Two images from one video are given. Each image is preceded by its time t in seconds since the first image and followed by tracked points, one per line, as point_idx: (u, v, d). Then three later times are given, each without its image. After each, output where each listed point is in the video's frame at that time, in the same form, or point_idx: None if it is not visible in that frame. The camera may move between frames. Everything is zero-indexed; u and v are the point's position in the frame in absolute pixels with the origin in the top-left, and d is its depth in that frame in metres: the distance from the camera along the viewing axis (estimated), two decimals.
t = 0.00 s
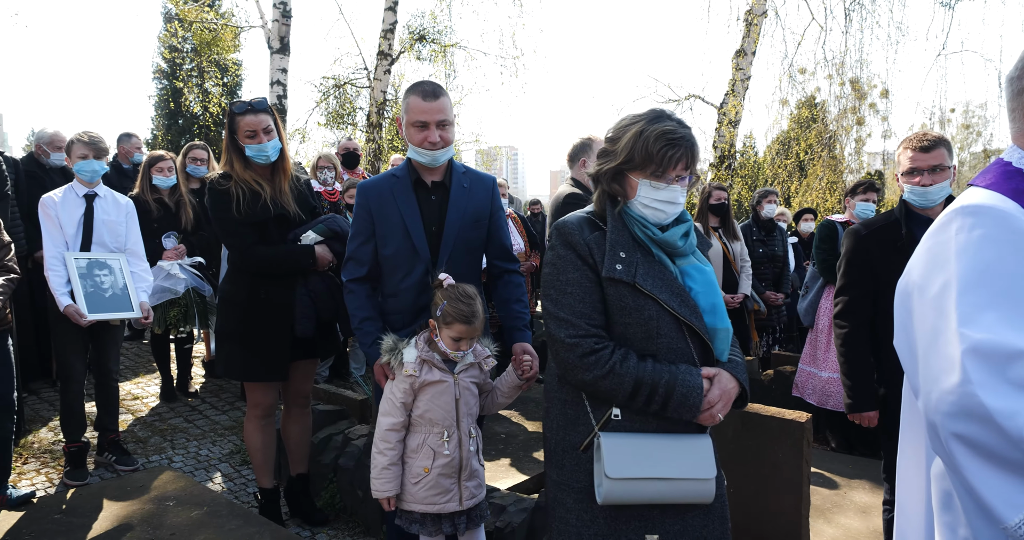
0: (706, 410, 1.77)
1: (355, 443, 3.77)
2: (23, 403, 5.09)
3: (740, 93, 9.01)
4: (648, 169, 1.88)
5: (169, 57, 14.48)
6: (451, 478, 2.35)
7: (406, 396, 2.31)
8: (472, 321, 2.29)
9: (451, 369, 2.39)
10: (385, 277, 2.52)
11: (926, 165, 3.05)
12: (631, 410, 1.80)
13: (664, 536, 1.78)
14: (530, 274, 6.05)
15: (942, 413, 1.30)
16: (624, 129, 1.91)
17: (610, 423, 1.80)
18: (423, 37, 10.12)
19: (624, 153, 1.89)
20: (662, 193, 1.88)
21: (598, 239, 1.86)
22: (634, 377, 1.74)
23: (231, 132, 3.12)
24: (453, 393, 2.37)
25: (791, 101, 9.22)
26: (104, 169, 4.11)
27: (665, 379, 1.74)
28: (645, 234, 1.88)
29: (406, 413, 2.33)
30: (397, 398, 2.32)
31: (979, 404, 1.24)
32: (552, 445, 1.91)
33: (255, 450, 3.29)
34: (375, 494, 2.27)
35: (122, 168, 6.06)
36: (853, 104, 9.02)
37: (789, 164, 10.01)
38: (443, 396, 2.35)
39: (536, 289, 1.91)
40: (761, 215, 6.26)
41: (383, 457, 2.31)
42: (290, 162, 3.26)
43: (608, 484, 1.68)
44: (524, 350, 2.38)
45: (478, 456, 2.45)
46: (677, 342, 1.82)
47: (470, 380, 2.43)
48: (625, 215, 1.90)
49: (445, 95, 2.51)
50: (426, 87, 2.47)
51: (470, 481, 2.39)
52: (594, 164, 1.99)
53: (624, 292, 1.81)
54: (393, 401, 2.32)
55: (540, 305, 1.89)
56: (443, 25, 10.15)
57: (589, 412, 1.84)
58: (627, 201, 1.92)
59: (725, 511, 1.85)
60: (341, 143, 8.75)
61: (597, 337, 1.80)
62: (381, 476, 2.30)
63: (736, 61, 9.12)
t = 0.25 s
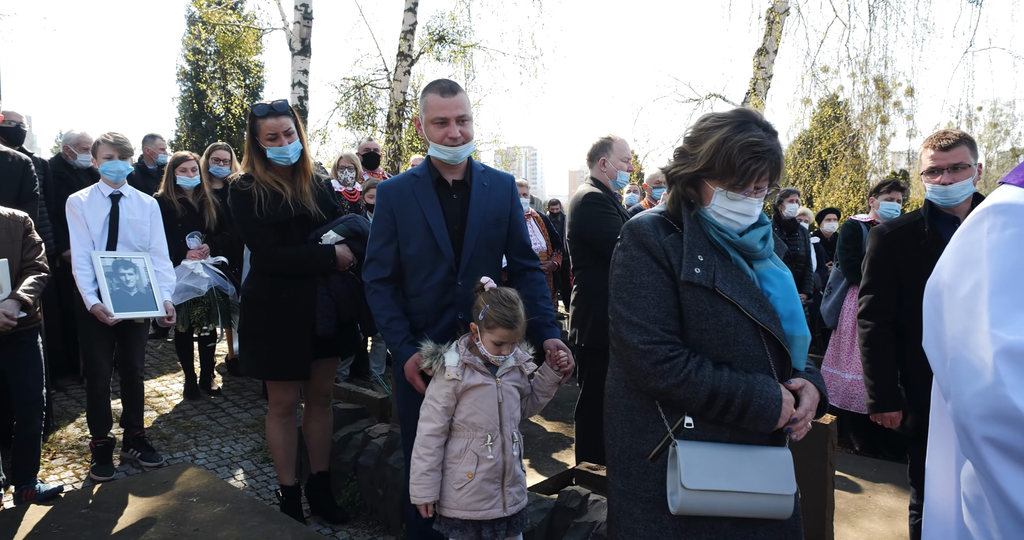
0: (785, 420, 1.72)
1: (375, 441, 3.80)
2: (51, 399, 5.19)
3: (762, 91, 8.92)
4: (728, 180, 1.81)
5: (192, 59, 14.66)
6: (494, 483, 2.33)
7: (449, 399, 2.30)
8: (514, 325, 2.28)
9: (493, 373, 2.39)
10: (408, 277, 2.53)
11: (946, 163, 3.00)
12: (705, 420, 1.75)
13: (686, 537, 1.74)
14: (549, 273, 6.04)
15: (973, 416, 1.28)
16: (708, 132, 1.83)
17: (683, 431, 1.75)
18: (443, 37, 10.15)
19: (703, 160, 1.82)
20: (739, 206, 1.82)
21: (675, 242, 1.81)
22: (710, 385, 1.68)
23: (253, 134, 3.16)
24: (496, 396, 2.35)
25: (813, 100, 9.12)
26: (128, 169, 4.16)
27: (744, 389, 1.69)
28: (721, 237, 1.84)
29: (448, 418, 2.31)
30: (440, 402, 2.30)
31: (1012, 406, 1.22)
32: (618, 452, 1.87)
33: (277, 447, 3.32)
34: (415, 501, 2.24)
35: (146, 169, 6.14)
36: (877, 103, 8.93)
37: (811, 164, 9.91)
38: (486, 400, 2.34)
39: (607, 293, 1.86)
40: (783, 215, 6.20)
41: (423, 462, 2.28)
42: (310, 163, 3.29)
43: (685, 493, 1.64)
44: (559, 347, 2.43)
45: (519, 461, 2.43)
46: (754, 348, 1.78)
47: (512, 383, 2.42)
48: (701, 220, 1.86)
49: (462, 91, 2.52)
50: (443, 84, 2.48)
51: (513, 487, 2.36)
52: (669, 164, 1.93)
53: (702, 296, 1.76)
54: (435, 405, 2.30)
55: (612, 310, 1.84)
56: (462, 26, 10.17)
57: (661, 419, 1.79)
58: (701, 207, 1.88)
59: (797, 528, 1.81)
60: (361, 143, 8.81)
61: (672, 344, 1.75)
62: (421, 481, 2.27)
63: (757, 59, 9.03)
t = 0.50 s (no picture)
0: (831, 421, 1.67)
1: (394, 439, 3.81)
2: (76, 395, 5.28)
3: (782, 89, 8.83)
4: (773, 183, 1.79)
5: (213, 61, 14.84)
6: (548, 481, 2.32)
7: (496, 398, 2.29)
8: (559, 323, 2.27)
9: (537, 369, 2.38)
10: (438, 275, 2.53)
11: (971, 161, 2.95)
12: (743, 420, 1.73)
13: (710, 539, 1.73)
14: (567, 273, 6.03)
15: (1000, 418, 1.26)
16: (754, 132, 1.80)
17: (722, 427, 1.74)
18: (461, 37, 10.16)
19: (748, 162, 1.79)
20: (784, 208, 1.79)
21: (710, 238, 1.80)
22: (745, 385, 1.66)
23: (274, 132, 3.18)
24: (543, 392, 2.35)
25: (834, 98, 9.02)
26: (151, 169, 4.22)
27: (782, 389, 1.65)
28: (761, 235, 1.82)
29: (496, 418, 2.30)
30: (488, 402, 2.29)
31: None
32: (664, 454, 1.86)
33: (297, 443, 3.35)
34: (472, 504, 2.23)
35: (169, 169, 6.22)
36: (900, 101, 8.82)
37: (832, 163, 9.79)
38: (533, 397, 2.33)
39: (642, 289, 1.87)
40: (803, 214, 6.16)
41: (476, 465, 2.27)
42: (330, 163, 3.32)
43: (730, 480, 1.60)
44: (602, 335, 2.48)
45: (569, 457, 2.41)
46: (797, 349, 1.74)
47: (557, 379, 2.42)
48: (742, 220, 1.84)
49: (494, 91, 2.54)
50: (475, 82, 2.50)
51: (567, 483, 2.35)
52: (712, 163, 1.92)
53: (739, 294, 1.74)
54: (482, 406, 2.29)
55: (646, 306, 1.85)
56: (480, 26, 10.17)
57: (702, 416, 1.78)
58: (743, 208, 1.87)
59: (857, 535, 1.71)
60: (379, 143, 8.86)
61: (707, 342, 1.74)
62: (476, 484, 2.26)
63: (778, 57, 8.94)
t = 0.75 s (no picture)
0: (881, 432, 1.65)
1: (411, 437, 3.83)
2: (98, 391, 5.36)
3: (802, 87, 8.75)
4: (810, 180, 1.76)
5: (232, 61, 14.97)
6: (582, 484, 2.29)
7: (529, 401, 2.28)
8: (595, 326, 2.27)
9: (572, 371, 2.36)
10: (465, 275, 2.53)
11: (1006, 158, 2.93)
12: (787, 431, 1.71)
13: None
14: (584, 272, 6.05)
15: None
16: (787, 130, 1.79)
17: (762, 441, 1.72)
18: (478, 36, 10.17)
19: (782, 159, 1.77)
20: (822, 206, 1.77)
21: (744, 240, 1.80)
22: (788, 393, 1.65)
23: (293, 132, 3.20)
24: (578, 394, 2.33)
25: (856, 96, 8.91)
26: (172, 168, 4.27)
27: (826, 397, 1.64)
28: (798, 236, 1.80)
29: (530, 419, 2.29)
30: (522, 404, 2.28)
31: None
32: (702, 470, 1.83)
33: (315, 440, 3.38)
34: (506, 505, 2.22)
35: (190, 168, 6.29)
36: (923, 98, 8.70)
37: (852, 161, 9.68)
38: (568, 399, 2.31)
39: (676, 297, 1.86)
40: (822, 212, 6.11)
41: (509, 466, 2.26)
42: (348, 161, 3.33)
43: (774, 498, 1.57)
44: (631, 329, 2.45)
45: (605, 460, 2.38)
46: (842, 353, 1.72)
47: (592, 380, 2.39)
48: (777, 221, 1.82)
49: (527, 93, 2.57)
50: (510, 82, 2.53)
51: (602, 487, 2.32)
52: (744, 164, 1.90)
53: (777, 297, 1.72)
54: (517, 408, 2.28)
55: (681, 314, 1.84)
56: (497, 24, 10.18)
57: (741, 429, 1.76)
58: (778, 208, 1.84)
59: None
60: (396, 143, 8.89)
61: (747, 350, 1.72)
62: (508, 485, 2.24)
63: (797, 54, 8.85)
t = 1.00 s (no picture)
0: (971, 468, 1.54)
1: (428, 436, 3.84)
2: (120, 389, 5.44)
3: (821, 86, 8.67)
4: (865, 186, 1.65)
5: (250, 63, 15.10)
6: (609, 488, 2.29)
7: (558, 404, 2.27)
8: (628, 331, 2.26)
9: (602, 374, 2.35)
10: (481, 275, 2.54)
11: None
12: (868, 476, 1.58)
13: None
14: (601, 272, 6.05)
15: None
16: (832, 135, 1.68)
17: (841, 491, 1.58)
18: (494, 37, 10.18)
19: (831, 167, 1.66)
20: (880, 216, 1.66)
21: (801, 260, 1.66)
22: (874, 432, 1.51)
23: (311, 132, 3.23)
24: (607, 398, 2.32)
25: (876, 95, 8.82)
26: (192, 168, 4.32)
27: (914, 436, 1.52)
28: (856, 253, 1.68)
29: (558, 423, 2.28)
30: (550, 407, 2.28)
31: None
32: (763, 526, 1.68)
33: (332, 438, 3.40)
34: (530, 508, 2.24)
35: (209, 169, 6.36)
36: (945, 96, 8.59)
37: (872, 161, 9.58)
38: (598, 403, 2.30)
39: (728, 329, 1.70)
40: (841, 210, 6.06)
41: (535, 469, 2.27)
42: (365, 162, 3.35)
43: None
44: (660, 328, 2.43)
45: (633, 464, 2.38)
46: (917, 382, 1.59)
47: (622, 384, 2.38)
48: (831, 236, 1.70)
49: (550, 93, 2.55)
50: (533, 82, 2.51)
51: (629, 491, 2.32)
52: (786, 177, 1.78)
53: (846, 322, 1.59)
54: (545, 411, 2.28)
55: (736, 349, 1.67)
56: (513, 25, 10.19)
57: (815, 478, 1.61)
58: (829, 222, 1.72)
59: None
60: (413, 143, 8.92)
61: (818, 385, 1.58)
62: (534, 488, 2.26)
63: (816, 53, 8.77)
